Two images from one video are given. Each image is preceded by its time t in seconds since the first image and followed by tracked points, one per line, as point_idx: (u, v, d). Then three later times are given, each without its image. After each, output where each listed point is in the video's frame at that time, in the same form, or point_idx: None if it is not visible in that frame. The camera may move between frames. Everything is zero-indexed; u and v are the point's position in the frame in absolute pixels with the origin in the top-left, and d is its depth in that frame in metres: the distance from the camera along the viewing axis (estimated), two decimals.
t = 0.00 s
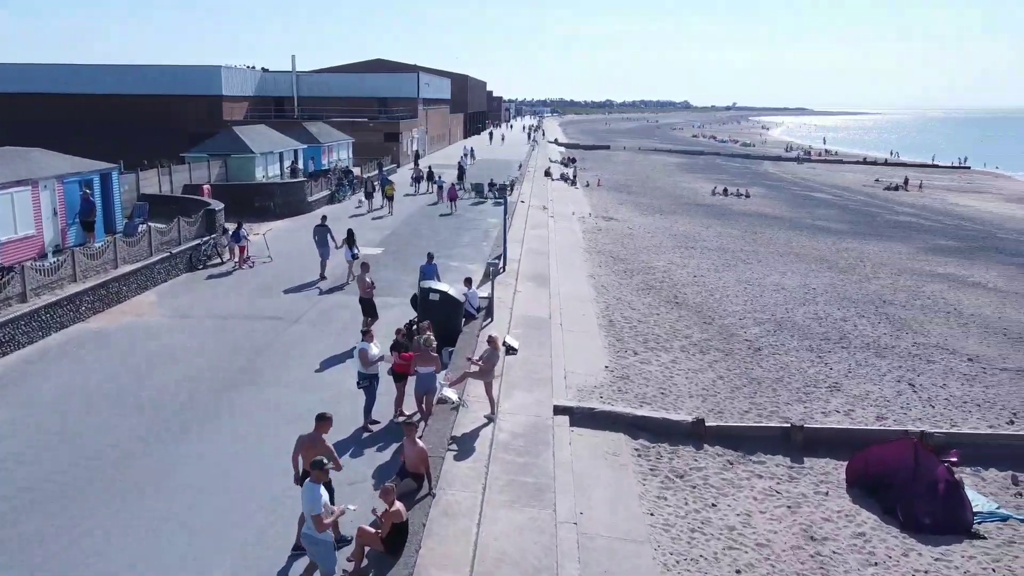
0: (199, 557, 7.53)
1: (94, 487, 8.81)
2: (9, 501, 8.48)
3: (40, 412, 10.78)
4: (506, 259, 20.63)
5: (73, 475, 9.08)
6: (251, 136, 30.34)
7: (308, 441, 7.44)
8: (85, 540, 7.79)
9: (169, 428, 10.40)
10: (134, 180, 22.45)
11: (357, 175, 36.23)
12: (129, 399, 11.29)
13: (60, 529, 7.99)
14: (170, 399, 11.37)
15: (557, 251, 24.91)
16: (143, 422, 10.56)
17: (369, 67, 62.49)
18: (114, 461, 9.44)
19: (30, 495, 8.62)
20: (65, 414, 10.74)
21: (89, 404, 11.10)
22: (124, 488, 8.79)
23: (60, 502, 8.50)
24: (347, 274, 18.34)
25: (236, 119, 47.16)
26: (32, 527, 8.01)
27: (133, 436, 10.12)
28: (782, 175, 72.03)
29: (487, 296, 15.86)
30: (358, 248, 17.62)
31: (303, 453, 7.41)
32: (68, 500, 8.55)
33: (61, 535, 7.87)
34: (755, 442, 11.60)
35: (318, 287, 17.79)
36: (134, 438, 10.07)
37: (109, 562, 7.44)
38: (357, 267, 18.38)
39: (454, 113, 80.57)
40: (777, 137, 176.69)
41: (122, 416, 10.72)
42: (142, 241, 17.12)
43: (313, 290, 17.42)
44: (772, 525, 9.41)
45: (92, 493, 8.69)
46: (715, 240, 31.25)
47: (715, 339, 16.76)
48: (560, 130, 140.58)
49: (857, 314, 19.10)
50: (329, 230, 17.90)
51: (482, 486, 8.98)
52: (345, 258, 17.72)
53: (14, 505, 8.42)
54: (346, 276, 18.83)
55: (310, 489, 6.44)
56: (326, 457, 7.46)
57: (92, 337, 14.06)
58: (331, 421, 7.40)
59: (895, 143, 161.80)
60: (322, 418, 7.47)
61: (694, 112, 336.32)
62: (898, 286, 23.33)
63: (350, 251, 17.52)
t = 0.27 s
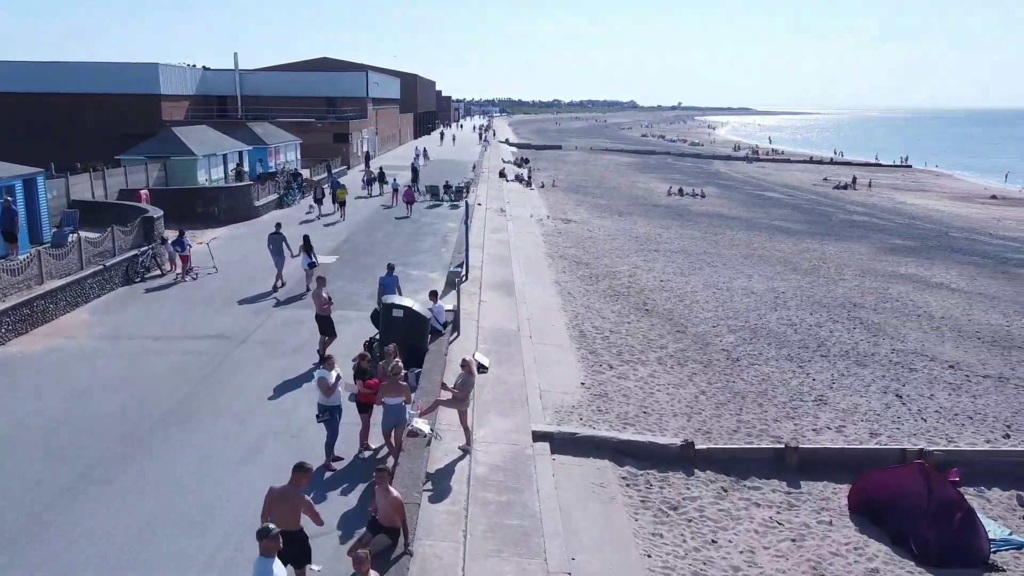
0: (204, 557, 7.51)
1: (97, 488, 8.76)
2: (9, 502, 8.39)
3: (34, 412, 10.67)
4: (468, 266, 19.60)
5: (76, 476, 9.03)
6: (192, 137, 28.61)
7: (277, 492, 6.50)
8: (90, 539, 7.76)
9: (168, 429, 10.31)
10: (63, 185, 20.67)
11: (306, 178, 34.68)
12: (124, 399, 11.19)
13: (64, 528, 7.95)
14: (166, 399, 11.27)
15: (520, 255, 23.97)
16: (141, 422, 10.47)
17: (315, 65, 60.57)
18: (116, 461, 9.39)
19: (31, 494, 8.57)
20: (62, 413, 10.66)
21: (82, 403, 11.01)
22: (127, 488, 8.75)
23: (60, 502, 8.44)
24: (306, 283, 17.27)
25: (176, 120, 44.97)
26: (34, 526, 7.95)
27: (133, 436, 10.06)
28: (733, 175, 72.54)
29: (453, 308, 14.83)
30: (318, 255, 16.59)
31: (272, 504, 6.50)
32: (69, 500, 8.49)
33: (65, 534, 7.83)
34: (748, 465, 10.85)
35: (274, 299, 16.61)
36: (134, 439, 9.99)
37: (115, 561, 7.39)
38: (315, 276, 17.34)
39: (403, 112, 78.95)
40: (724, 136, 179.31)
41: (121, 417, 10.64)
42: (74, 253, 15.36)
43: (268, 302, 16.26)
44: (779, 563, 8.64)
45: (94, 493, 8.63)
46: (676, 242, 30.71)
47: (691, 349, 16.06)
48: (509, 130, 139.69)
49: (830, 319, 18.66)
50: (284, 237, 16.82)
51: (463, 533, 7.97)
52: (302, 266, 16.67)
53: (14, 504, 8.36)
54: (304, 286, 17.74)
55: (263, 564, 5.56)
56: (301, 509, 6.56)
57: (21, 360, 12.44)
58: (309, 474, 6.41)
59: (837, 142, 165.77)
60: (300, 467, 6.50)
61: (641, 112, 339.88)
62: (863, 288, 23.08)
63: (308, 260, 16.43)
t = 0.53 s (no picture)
0: (198, 562, 7.29)
1: (98, 485, 8.64)
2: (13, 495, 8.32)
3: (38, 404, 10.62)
4: (465, 275, 18.61)
5: (83, 470, 8.94)
6: (172, 138, 27.42)
7: (280, 558, 5.52)
8: (86, 537, 7.63)
9: (175, 427, 10.14)
10: (34, 190, 19.47)
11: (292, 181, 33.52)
12: (129, 395, 11.06)
13: (63, 524, 7.85)
14: (172, 396, 11.09)
15: (516, 262, 23.00)
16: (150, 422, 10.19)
17: (299, 65, 59.33)
18: (122, 458, 9.25)
19: (37, 488, 8.51)
20: (69, 407, 10.59)
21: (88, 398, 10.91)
22: (131, 486, 8.62)
23: (60, 498, 8.34)
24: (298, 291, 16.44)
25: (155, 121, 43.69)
26: (32, 522, 7.85)
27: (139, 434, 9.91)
28: (722, 175, 72.02)
29: (453, 323, 13.86)
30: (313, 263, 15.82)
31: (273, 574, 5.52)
32: (71, 496, 8.38)
33: (63, 530, 7.73)
34: (782, 498, 9.97)
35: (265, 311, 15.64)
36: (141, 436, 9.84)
37: (108, 563, 7.23)
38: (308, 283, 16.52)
39: (389, 113, 77.67)
40: (710, 136, 179.29)
41: (129, 413, 10.50)
42: (44, 264, 14.06)
43: (259, 313, 15.34)
44: None
45: (95, 490, 8.52)
46: (674, 246, 29.89)
47: (705, 364, 15.20)
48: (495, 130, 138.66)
49: (845, 329, 17.86)
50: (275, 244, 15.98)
51: None
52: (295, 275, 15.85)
53: (17, 497, 8.29)
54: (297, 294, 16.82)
55: None
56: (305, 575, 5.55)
57: None
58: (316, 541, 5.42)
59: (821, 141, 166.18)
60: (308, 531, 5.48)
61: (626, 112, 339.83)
62: (872, 295, 22.31)
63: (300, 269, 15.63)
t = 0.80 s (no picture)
0: (191, 566, 7.31)
1: (99, 485, 8.72)
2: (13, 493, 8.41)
3: (41, 401, 10.73)
4: (477, 285, 17.69)
5: (84, 470, 9.02)
6: (170, 140, 26.52)
7: None
8: (83, 537, 7.71)
9: (177, 428, 10.15)
10: (23, 196, 18.56)
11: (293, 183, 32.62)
12: (131, 393, 11.10)
13: (62, 522, 7.94)
14: (174, 396, 11.08)
15: (527, 269, 22.09)
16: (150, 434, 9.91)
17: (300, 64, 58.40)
18: (123, 459, 9.31)
19: (38, 486, 8.61)
20: (72, 404, 10.68)
21: (92, 396, 10.97)
22: (131, 487, 8.68)
23: (58, 497, 8.42)
24: (305, 301, 15.76)
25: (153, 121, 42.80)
26: (30, 521, 7.93)
27: (144, 433, 9.95)
28: (729, 177, 71.12)
29: (468, 339, 12.94)
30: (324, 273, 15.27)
31: None
32: (70, 496, 8.46)
33: (62, 529, 7.83)
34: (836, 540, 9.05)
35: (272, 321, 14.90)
36: (143, 436, 9.89)
37: (102, 563, 7.30)
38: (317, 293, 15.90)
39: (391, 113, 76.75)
40: (713, 137, 178.38)
41: (131, 412, 10.54)
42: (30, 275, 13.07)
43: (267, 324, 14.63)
44: None
45: (95, 490, 8.59)
46: (687, 251, 28.96)
47: (734, 382, 14.29)
48: (497, 130, 137.72)
49: (878, 343, 16.94)
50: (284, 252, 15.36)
51: None
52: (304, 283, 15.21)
53: (17, 495, 8.39)
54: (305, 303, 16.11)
55: None
56: None
57: None
58: None
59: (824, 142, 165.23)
60: None
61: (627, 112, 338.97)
62: (898, 304, 21.39)
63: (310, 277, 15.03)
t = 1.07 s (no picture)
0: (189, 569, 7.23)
1: (99, 484, 8.66)
2: (12, 492, 8.37)
3: (41, 398, 10.70)
4: (488, 295, 16.89)
5: (86, 468, 8.98)
6: (167, 141, 25.69)
7: None
8: (82, 537, 7.66)
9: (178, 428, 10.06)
10: (13, 202, 17.75)
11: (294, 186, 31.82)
12: (132, 391, 11.05)
13: (62, 520, 7.91)
14: (175, 396, 10.99)
15: (538, 276, 21.29)
16: (151, 453, 9.40)
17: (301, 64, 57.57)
18: (124, 459, 9.24)
19: (38, 485, 8.57)
20: (73, 401, 10.64)
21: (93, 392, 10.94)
22: (134, 490, 8.57)
23: (58, 495, 8.38)
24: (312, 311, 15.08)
25: (151, 123, 42.02)
26: (32, 521, 7.86)
27: (152, 436, 9.80)
28: (734, 177, 70.31)
29: (482, 358, 12.16)
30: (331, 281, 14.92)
31: None
32: (75, 495, 8.40)
33: (61, 527, 7.79)
34: None
35: (282, 331, 14.33)
36: (144, 435, 9.83)
37: (100, 564, 7.24)
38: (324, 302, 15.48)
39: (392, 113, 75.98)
40: (715, 137, 177.56)
41: (133, 410, 10.47)
42: (16, 287, 12.22)
43: (275, 335, 14.03)
44: None
45: (96, 489, 8.54)
46: (700, 256, 28.14)
47: (763, 400, 13.47)
48: (498, 129, 136.97)
49: (910, 357, 16.11)
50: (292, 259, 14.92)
51: None
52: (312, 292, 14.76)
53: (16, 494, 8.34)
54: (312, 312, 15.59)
55: None
56: None
57: None
58: None
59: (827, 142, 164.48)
60: None
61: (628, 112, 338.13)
62: (923, 313, 20.59)
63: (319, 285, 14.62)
